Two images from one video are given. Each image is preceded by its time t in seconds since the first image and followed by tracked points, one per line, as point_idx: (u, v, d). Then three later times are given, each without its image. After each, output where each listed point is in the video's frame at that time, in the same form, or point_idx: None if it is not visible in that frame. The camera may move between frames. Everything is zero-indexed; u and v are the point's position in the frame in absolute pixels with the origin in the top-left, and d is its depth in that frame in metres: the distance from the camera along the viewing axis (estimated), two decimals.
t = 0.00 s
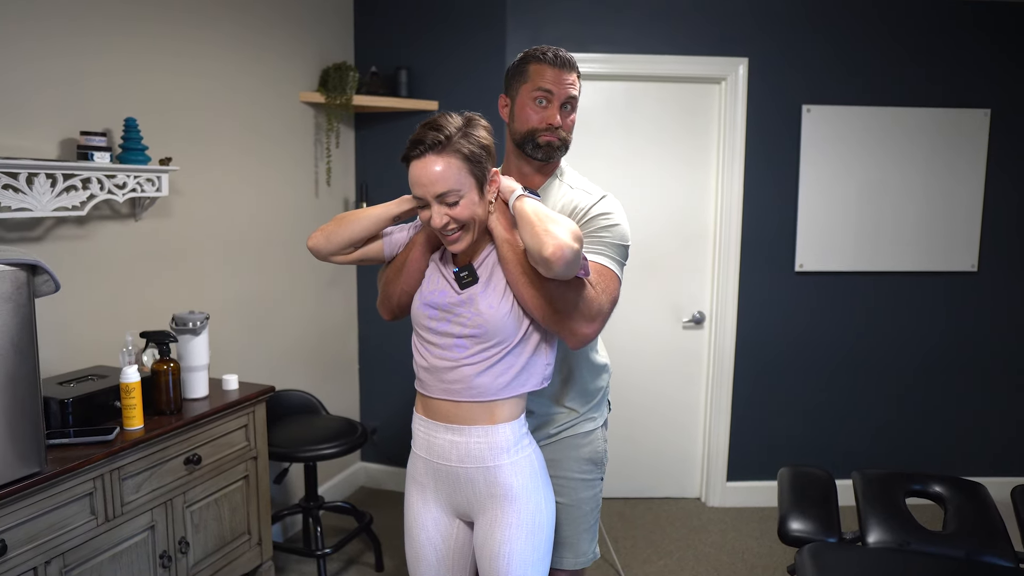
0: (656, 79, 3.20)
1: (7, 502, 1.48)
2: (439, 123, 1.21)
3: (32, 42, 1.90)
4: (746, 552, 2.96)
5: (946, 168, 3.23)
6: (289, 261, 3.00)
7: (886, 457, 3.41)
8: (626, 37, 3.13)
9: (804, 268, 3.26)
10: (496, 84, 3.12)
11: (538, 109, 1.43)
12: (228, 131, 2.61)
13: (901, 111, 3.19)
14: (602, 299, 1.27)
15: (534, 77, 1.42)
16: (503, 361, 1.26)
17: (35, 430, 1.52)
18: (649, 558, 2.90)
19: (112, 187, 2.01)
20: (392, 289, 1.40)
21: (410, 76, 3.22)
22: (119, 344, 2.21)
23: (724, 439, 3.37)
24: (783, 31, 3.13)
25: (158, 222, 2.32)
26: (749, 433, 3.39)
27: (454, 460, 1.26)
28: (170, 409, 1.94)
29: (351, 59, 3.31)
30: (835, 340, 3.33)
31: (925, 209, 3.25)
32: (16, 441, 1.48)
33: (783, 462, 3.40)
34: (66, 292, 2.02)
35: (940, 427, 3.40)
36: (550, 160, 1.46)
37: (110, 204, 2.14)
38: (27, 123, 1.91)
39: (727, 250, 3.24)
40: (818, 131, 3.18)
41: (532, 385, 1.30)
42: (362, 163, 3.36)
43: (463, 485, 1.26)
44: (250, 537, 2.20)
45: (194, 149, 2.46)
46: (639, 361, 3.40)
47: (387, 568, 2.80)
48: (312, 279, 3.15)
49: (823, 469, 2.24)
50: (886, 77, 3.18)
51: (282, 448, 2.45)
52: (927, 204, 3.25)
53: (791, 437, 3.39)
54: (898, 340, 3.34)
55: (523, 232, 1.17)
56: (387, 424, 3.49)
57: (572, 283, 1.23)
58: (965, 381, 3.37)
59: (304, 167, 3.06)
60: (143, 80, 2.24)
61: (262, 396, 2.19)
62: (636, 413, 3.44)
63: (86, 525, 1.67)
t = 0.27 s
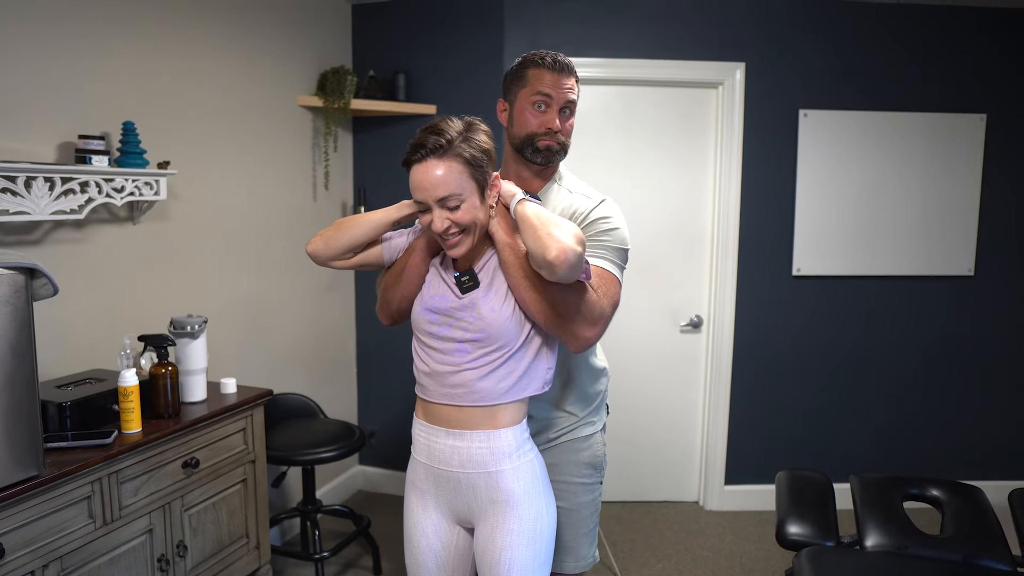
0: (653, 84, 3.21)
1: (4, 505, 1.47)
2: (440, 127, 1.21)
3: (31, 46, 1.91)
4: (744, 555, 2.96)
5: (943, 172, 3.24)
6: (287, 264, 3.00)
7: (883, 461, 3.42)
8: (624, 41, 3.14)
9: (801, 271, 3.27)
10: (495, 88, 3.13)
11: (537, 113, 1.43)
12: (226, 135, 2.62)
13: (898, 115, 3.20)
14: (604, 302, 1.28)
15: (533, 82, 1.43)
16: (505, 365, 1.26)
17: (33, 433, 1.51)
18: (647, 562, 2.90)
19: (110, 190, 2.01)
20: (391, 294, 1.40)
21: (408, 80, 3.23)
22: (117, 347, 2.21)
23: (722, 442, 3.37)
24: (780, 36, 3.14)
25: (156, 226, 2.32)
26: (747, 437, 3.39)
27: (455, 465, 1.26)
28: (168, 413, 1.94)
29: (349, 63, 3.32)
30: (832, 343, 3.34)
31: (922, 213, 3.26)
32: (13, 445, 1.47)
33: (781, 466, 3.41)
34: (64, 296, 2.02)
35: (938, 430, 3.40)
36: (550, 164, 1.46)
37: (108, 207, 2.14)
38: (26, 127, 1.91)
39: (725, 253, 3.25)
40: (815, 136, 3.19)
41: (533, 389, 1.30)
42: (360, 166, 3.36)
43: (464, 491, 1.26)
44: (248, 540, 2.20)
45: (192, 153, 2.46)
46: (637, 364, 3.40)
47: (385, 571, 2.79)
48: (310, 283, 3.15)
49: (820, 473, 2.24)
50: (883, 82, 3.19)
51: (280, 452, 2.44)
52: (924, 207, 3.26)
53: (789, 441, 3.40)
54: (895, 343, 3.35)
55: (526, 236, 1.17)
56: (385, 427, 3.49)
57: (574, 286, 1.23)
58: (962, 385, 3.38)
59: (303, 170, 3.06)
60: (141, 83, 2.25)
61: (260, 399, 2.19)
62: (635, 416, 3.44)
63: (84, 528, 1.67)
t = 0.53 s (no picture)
0: (656, 82, 3.21)
1: (11, 503, 1.48)
2: (448, 125, 1.21)
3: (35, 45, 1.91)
4: (748, 553, 2.96)
5: (947, 170, 3.23)
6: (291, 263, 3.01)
7: (887, 459, 3.41)
8: (626, 39, 3.13)
9: (805, 269, 3.27)
10: (498, 87, 3.12)
11: (544, 110, 1.43)
12: (230, 134, 2.62)
13: (902, 113, 3.19)
14: (613, 300, 1.28)
15: (539, 79, 1.43)
16: (513, 364, 1.26)
17: (39, 431, 1.52)
18: (651, 560, 2.91)
19: (115, 189, 2.02)
20: (396, 292, 1.41)
21: (411, 78, 3.23)
22: (122, 346, 2.21)
23: (726, 440, 3.37)
24: (783, 34, 3.14)
25: (160, 225, 2.32)
26: (751, 435, 3.39)
27: (463, 465, 1.26)
28: (174, 411, 1.95)
29: (352, 61, 3.32)
30: (836, 341, 3.34)
31: (926, 211, 3.25)
32: (20, 443, 1.48)
33: (785, 464, 3.40)
34: (69, 294, 2.03)
35: (942, 428, 3.40)
36: (556, 161, 1.46)
37: (113, 206, 2.14)
38: (30, 126, 1.91)
39: (728, 251, 3.25)
40: (818, 134, 3.19)
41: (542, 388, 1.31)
42: (364, 165, 3.37)
43: (472, 490, 1.26)
44: (253, 538, 2.20)
45: (196, 152, 2.47)
46: (640, 362, 3.40)
47: (389, 569, 2.80)
48: (314, 281, 3.16)
49: (824, 471, 2.24)
50: (888, 79, 3.19)
51: (285, 450, 2.45)
52: (928, 205, 3.25)
53: (793, 439, 3.40)
54: (899, 341, 3.34)
55: (542, 233, 1.17)
56: (389, 425, 3.49)
57: (585, 284, 1.23)
58: (966, 383, 3.38)
59: (306, 169, 3.06)
60: (145, 82, 2.25)
61: (264, 398, 2.19)
62: (638, 414, 3.44)
63: (91, 526, 1.67)
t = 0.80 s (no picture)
0: (658, 82, 3.21)
1: (14, 504, 1.48)
2: (456, 124, 1.22)
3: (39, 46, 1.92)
4: (750, 554, 2.95)
5: (949, 170, 3.23)
6: (294, 263, 3.01)
7: (889, 459, 3.41)
8: (629, 39, 3.14)
9: (807, 270, 3.27)
10: (500, 88, 3.13)
11: (549, 109, 1.43)
12: (233, 135, 2.63)
13: (904, 113, 3.19)
14: (622, 303, 1.30)
15: (545, 77, 1.43)
16: (519, 367, 1.26)
17: (43, 431, 1.53)
18: (653, 561, 2.91)
19: (118, 190, 2.03)
20: (398, 292, 1.41)
21: (413, 79, 3.24)
22: (125, 346, 2.22)
23: (728, 441, 3.37)
24: (785, 34, 3.14)
25: (163, 225, 2.33)
26: (753, 435, 3.39)
27: (469, 467, 1.26)
28: (176, 411, 1.95)
29: (354, 62, 3.33)
30: (838, 342, 3.34)
31: (928, 211, 3.25)
32: (23, 443, 1.49)
33: (787, 465, 3.40)
34: (72, 295, 2.03)
35: (944, 429, 3.40)
36: (561, 160, 1.47)
37: (116, 207, 2.15)
38: (34, 127, 1.92)
39: (730, 252, 3.25)
40: (820, 134, 3.19)
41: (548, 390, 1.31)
42: (366, 165, 3.37)
43: (477, 492, 1.26)
44: (255, 539, 2.21)
45: (199, 153, 2.47)
46: (642, 363, 3.40)
47: (391, 570, 2.80)
48: (316, 281, 3.16)
49: (826, 471, 2.24)
50: (889, 80, 3.19)
51: (287, 451, 2.45)
52: (930, 206, 3.25)
53: (795, 440, 3.39)
54: (901, 342, 3.34)
55: (564, 235, 1.18)
56: (391, 426, 3.50)
57: (597, 287, 1.25)
58: (969, 383, 3.37)
59: (308, 170, 3.07)
60: (148, 83, 2.26)
61: (267, 398, 2.20)
62: (640, 415, 3.44)
63: (94, 526, 1.68)
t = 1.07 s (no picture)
0: (660, 83, 3.21)
1: (18, 504, 1.49)
2: (461, 125, 1.22)
3: (43, 48, 1.93)
4: (751, 555, 2.95)
5: (951, 171, 3.23)
6: (296, 264, 3.02)
7: (891, 461, 3.41)
8: (630, 40, 3.14)
9: (809, 271, 3.27)
10: (502, 89, 3.13)
11: (555, 110, 1.44)
12: (235, 137, 2.63)
13: (905, 114, 3.19)
14: (629, 307, 1.30)
15: (551, 79, 1.44)
16: (527, 371, 1.27)
17: (46, 432, 1.53)
18: (654, 562, 2.91)
19: (121, 192, 2.03)
20: (403, 296, 1.42)
21: (415, 81, 3.25)
22: (128, 347, 2.23)
23: (729, 442, 3.37)
24: (786, 36, 3.14)
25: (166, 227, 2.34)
26: (754, 436, 3.39)
27: (476, 470, 1.26)
28: (179, 412, 1.96)
29: (357, 64, 3.33)
30: (839, 343, 3.34)
31: (930, 213, 3.25)
32: (27, 444, 1.49)
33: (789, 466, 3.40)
34: (75, 296, 2.04)
35: (946, 430, 3.39)
36: (567, 162, 1.47)
37: (119, 208, 2.16)
38: (38, 129, 1.93)
39: (732, 253, 3.25)
40: (822, 135, 3.19)
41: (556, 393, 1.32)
42: (368, 167, 3.38)
43: (485, 495, 1.27)
44: (258, 539, 2.21)
45: (202, 154, 2.48)
46: (644, 364, 3.41)
47: (393, 571, 2.80)
48: (318, 283, 3.17)
49: (828, 473, 2.24)
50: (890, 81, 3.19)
51: (289, 452, 2.46)
52: (932, 207, 3.25)
53: (796, 441, 3.39)
54: (903, 342, 3.34)
55: (569, 241, 1.18)
56: (393, 427, 3.50)
57: (603, 293, 1.26)
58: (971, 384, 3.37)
59: (311, 171, 3.07)
60: (151, 85, 2.26)
61: (269, 399, 2.20)
62: (642, 416, 3.44)
63: (97, 526, 1.68)
